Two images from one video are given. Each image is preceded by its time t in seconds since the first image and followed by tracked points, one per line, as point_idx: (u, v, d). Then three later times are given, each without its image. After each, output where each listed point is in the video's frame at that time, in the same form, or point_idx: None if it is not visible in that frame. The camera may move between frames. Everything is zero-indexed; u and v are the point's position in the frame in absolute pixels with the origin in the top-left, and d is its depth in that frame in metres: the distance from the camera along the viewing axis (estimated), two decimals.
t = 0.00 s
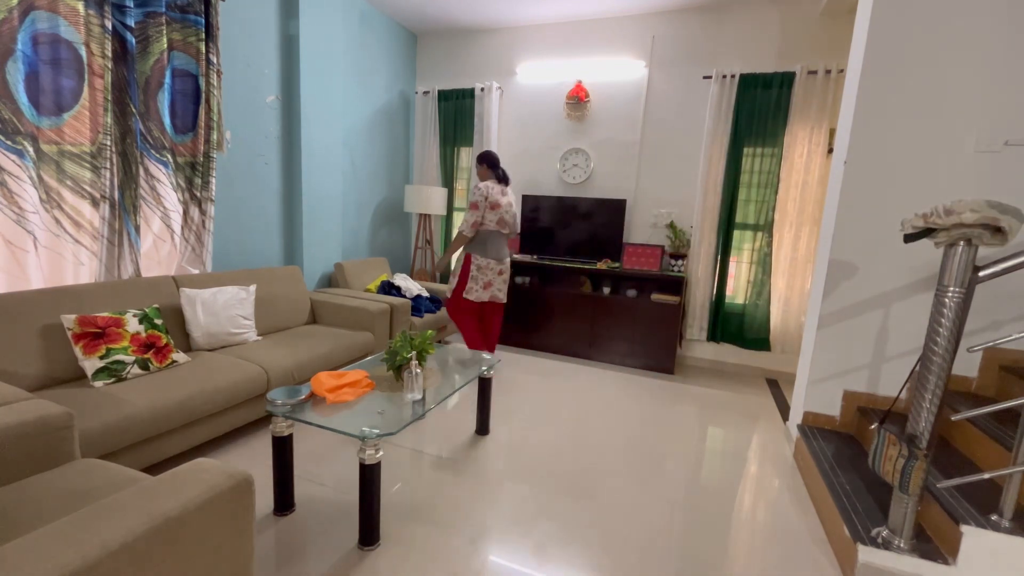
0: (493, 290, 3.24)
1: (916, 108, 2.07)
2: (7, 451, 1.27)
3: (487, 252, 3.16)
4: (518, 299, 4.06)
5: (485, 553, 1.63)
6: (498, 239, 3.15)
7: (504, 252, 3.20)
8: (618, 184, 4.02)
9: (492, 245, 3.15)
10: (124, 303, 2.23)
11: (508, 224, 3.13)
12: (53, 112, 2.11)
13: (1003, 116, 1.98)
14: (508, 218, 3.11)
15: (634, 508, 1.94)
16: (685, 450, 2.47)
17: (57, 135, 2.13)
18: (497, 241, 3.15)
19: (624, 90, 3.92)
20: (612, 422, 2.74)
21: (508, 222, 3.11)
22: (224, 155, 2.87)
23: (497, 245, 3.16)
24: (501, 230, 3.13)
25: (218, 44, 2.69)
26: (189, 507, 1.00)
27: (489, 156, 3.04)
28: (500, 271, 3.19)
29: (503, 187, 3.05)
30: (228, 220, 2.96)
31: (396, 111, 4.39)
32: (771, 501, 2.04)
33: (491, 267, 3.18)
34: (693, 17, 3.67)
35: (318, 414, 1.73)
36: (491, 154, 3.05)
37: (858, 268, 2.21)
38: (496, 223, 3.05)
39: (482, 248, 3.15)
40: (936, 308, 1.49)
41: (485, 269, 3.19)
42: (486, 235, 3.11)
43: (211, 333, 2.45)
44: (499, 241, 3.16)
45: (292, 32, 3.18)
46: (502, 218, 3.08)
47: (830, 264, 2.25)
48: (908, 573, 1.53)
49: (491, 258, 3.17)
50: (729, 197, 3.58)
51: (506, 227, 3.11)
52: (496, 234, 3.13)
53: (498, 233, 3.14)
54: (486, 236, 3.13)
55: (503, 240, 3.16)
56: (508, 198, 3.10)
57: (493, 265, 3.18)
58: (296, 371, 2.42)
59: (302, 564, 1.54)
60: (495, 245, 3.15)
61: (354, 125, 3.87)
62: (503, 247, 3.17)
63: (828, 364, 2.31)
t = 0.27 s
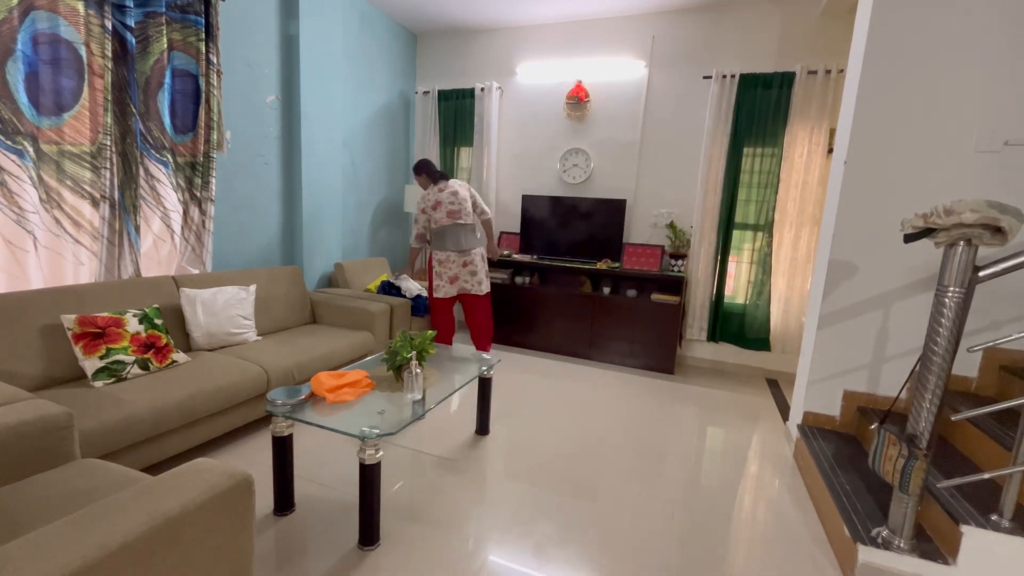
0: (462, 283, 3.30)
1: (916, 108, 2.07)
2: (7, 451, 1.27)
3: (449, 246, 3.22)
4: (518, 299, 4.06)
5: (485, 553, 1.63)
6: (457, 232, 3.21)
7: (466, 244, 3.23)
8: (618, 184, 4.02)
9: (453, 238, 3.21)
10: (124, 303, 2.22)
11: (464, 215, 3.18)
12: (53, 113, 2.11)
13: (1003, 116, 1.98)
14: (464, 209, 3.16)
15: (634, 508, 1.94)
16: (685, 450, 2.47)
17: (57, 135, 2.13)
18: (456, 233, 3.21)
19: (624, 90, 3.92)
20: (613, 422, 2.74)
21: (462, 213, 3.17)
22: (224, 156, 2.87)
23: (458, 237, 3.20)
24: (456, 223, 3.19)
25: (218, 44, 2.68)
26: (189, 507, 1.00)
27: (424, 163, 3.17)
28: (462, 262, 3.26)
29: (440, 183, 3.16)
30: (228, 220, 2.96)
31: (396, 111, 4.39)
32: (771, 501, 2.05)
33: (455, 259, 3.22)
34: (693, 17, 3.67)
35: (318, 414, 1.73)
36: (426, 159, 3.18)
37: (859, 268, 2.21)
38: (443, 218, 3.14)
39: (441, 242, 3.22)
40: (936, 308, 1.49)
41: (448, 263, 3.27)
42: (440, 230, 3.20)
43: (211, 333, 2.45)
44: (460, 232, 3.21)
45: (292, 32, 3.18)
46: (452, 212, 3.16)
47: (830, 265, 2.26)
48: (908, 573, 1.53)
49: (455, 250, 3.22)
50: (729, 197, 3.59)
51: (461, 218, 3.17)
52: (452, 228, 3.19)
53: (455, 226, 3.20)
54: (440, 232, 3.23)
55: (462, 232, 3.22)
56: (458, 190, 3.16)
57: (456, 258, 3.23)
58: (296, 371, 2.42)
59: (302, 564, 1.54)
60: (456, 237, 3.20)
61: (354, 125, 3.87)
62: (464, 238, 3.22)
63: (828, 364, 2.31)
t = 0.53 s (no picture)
0: (464, 279, 3.33)
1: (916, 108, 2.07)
2: (7, 451, 1.27)
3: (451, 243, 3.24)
4: (518, 299, 4.06)
5: (485, 553, 1.63)
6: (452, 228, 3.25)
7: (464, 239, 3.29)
8: (618, 184, 4.02)
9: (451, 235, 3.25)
10: (124, 303, 2.22)
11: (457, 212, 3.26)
12: (53, 113, 2.11)
13: (1003, 116, 1.98)
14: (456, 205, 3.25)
15: (634, 508, 1.94)
16: (685, 450, 2.47)
17: (57, 135, 2.13)
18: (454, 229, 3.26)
19: (624, 90, 3.92)
20: (613, 422, 2.74)
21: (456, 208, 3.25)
22: (224, 156, 2.87)
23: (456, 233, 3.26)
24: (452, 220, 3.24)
25: (218, 44, 2.68)
26: (189, 507, 1.00)
27: (411, 163, 3.13)
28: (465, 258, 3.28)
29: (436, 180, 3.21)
30: (228, 220, 2.96)
31: (396, 111, 4.39)
32: (771, 501, 2.04)
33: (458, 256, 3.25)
34: (693, 17, 3.67)
35: (318, 414, 1.73)
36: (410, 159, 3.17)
37: (859, 268, 2.21)
38: (446, 217, 3.17)
39: (443, 241, 3.22)
40: (936, 308, 1.49)
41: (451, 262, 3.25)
42: (443, 228, 3.20)
43: (211, 333, 2.45)
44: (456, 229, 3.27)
45: (292, 32, 3.18)
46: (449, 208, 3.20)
47: (829, 265, 2.26)
48: (907, 573, 1.53)
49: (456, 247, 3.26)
50: (729, 197, 3.58)
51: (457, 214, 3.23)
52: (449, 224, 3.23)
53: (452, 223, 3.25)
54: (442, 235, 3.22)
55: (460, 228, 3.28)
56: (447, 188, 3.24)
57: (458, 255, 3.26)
58: (296, 371, 2.41)
59: (302, 564, 1.54)
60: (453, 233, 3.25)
61: (354, 125, 3.87)
62: (462, 234, 3.29)
63: (828, 364, 2.31)
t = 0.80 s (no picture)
0: (459, 280, 3.33)
1: (916, 108, 2.07)
2: (7, 451, 1.27)
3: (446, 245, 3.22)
4: (518, 299, 4.06)
5: (485, 553, 1.63)
6: (450, 230, 3.22)
7: (461, 242, 3.27)
8: (618, 184, 4.02)
9: (448, 236, 3.23)
10: (124, 303, 2.22)
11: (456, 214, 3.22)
12: (53, 112, 2.11)
13: (1003, 116, 1.98)
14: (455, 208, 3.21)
15: (634, 508, 1.94)
16: (685, 450, 2.46)
17: (57, 134, 2.13)
18: (451, 231, 3.23)
19: (624, 90, 3.92)
20: (613, 422, 2.74)
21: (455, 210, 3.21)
22: (224, 156, 2.87)
23: (452, 235, 3.24)
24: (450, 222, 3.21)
25: (218, 44, 2.68)
26: (189, 507, 1.00)
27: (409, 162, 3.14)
28: (461, 260, 3.28)
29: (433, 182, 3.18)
30: (228, 220, 2.96)
31: (396, 111, 4.39)
32: (771, 501, 2.04)
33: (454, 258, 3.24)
34: (693, 17, 3.67)
35: (318, 414, 1.73)
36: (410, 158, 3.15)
37: (859, 268, 2.21)
38: (442, 218, 3.14)
39: (438, 242, 3.21)
40: (936, 308, 1.49)
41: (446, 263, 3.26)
42: (438, 230, 3.18)
43: (211, 333, 2.45)
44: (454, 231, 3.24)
45: (292, 33, 3.18)
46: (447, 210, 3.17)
47: (830, 265, 2.26)
48: (907, 573, 1.53)
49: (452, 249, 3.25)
50: (729, 197, 3.58)
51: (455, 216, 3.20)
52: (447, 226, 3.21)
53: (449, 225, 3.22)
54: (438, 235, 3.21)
55: (457, 230, 3.25)
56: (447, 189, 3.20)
57: (453, 256, 3.25)
58: (295, 371, 2.41)
59: (302, 564, 1.54)
60: (450, 235, 3.23)
61: (354, 125, 3.87)
62: (459, 236, 3.26)
63: (828, 364, 2.31)
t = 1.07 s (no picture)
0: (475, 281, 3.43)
1: (915, 107, 2.07)
2: (7, 451, 1.27)
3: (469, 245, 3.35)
4: (518, 299, 4.06)
5: (485, 553, 1.63)
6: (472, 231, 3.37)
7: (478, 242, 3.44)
8: (618, 184, 4.02)
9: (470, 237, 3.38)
10: (124, 303, 2.23)
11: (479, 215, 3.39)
12: (53, 112, 2.11)
13: (1003, 116, 1.98)
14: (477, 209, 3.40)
15: (634, 508, 1.94)
16: (685, 450, 2.46)
17: (57, 135, 2.13)
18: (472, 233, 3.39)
19: (624, 90, 3.92)
20: (613, 423, 2.74)
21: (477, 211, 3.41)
22: (224, 156, 2.87)
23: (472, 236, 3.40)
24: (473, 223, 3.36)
25: (218, 44, 2.68)
26: (189, 507, 1.00)
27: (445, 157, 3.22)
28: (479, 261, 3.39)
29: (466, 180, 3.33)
30: (228, 220, 2.96)
31: (396, 111, 4.39)
32: (771, 501, 2.04)
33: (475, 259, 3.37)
34: (693, 17, 3.67)
35: (318, 414, 1.73)
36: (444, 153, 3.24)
37: (859, 268, 2.21)
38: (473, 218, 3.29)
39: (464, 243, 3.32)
40: (936, 308, 1.49)
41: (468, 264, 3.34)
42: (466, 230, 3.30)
43: (211, 333, 2.45)
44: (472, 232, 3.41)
45: (292, 32, 3.18)
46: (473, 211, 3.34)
47: (830, 264, 2.26)
48: (907, 573, 1.53)
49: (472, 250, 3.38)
50: (729, 197, 3.58)
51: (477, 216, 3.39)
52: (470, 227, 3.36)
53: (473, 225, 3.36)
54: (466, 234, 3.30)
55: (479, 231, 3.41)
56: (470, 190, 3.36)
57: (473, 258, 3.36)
58: (295, 371, 2.41)
59: (302, 564, 1.54)
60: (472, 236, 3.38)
61: (354, 125, 3.87)
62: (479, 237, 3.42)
63: (827, 364, 2.31)
